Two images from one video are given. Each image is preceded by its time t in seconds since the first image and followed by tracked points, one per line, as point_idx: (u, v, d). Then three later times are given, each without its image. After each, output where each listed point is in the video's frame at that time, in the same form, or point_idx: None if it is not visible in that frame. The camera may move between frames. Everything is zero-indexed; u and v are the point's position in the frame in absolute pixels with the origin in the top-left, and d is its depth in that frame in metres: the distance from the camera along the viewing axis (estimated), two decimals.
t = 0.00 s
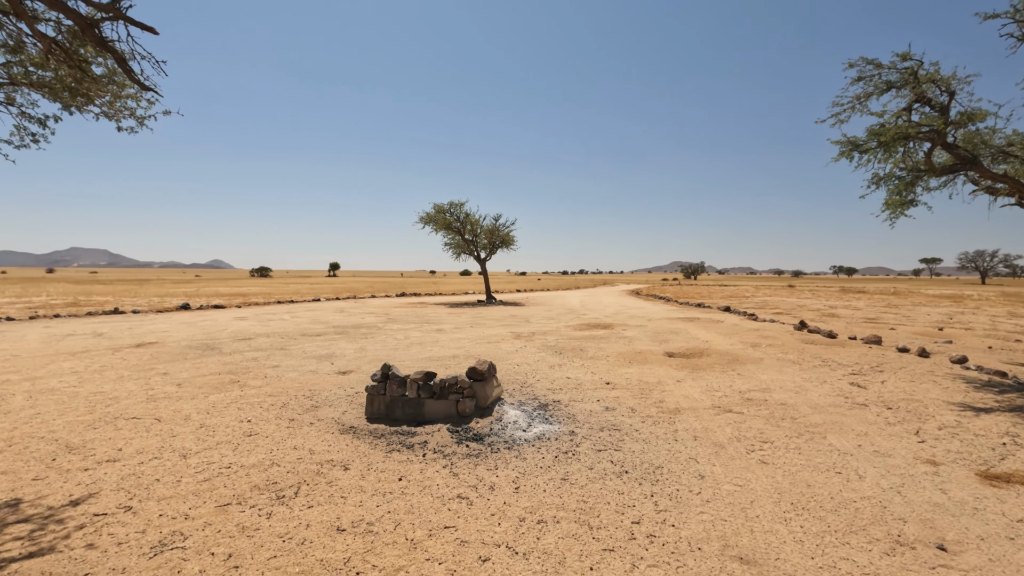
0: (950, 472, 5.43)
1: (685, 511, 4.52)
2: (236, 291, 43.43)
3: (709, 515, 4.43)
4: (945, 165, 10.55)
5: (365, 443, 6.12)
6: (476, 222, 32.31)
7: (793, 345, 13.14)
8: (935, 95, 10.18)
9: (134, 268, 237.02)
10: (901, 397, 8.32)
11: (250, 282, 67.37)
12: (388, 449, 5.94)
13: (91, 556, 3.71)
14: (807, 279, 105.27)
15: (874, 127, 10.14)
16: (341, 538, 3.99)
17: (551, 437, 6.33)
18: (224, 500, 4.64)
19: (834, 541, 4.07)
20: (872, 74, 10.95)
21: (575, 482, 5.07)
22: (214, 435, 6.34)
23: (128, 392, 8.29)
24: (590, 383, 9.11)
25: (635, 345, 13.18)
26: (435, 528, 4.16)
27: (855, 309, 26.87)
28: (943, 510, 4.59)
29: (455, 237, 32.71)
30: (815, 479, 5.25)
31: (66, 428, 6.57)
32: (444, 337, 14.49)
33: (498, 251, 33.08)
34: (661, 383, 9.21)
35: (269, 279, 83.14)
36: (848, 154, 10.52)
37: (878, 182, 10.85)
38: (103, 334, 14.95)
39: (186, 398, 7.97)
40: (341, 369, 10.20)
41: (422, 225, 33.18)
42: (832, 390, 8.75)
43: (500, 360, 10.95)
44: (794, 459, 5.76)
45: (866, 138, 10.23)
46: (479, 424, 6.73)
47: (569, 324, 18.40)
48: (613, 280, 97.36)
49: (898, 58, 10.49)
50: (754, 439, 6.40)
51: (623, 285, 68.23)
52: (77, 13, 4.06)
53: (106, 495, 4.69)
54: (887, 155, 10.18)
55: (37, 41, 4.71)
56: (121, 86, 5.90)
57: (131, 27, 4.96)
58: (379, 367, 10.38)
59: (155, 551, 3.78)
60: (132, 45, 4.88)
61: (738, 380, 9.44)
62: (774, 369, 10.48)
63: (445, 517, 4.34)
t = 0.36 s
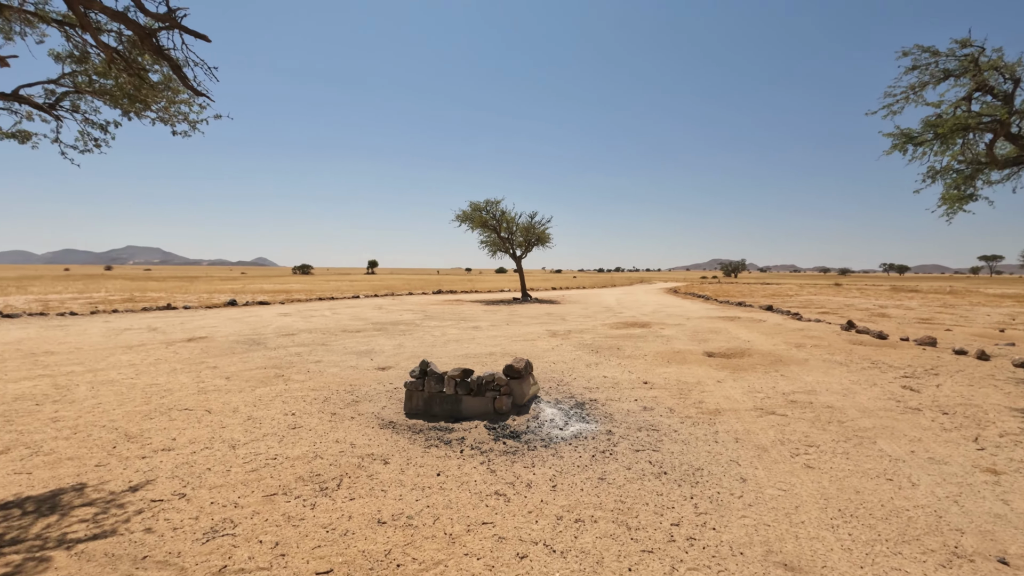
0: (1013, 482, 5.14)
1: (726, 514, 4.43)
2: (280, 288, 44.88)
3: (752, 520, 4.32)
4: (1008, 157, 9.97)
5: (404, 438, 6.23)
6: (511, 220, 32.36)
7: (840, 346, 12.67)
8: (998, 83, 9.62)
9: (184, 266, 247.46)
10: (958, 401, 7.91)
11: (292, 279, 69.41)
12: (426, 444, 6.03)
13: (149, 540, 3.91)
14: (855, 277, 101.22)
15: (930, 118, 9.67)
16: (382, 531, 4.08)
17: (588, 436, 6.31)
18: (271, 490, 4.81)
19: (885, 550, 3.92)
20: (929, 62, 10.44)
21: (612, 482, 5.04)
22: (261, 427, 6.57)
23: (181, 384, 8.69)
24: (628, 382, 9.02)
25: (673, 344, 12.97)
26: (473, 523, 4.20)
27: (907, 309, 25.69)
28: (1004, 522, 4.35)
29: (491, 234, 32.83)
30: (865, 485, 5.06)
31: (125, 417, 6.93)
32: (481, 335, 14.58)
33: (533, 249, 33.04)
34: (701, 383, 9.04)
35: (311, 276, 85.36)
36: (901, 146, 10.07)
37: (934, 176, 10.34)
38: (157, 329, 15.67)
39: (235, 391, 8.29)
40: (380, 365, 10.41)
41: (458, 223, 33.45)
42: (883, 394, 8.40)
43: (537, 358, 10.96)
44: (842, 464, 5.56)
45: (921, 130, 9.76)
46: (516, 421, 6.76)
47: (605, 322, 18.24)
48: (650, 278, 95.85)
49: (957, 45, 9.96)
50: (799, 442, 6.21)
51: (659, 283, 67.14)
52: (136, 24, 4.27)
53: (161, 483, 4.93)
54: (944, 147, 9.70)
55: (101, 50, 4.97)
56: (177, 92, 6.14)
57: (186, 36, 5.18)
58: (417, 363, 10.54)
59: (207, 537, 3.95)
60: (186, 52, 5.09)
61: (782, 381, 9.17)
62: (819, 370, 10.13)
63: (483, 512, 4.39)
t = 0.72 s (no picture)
0: None
1: (775, 519, 4.31)
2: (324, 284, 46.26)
3: (802, 525, 4.19)
4: None
5: (446, 433, 6.33)
6: (551, 218, 32.30)
7: (896, 347, 12.09)
8: None
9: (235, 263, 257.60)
10: None
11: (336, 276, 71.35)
12: (468, 439, 6.10)
13: (208, 523, 4.11)
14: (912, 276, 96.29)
15: (998, 107, 9.12)
16: (427, 523, 4.16)
17: (629, 435, 6.25)
18: (320, 480, 4.97)
19: (947, 562, 3.73)
20: (997, 48, 9.85)
21: (655, 482, 4.97)
22: (309, 419, 6.80)
23: (234, 376, 9.08)
24: (670, 382, 8.88)
25: (717, 344, 12.67)
26: (516, 518, 4.23)
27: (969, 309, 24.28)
28: None
29: (530, 232, 32.83)
30: (924, 493, 4.83)
31: (184, 407, 7.30)
32: (520, 332, 14.61)
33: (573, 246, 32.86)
34: (746, 383, 8.81)
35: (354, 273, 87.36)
36: (966, 137, 9.54)
37: (1002, 167, 9.75)
38: (212, 324, 16.41)
39: (284, 384, 8.60)
40: (422, 361, 10.58)
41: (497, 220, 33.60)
42: (943, 398, 7.98)
43: (577, 356, 10.91)
44: (899, 470, 5.33)
45: (988, 119, 9.23)
46: (557, 419, 6.75)
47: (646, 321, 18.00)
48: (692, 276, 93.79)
49: None
50: (852, 447, 5.98)
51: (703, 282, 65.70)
52: (197, 32, 4.47)
53: (219, 470, 5.18)
54: (1013, 138, 9.13)
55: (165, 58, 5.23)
56: (232, 96, 6.39)
57: (243, 41, 5.39)
58: (458, 359, 10.67)
59: (262, 523, 4.13)
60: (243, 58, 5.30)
61: (832, 384, 8.83)
62: (873, 372, 9.71)
63: (525, 508, 4.41)
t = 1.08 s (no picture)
0: None
1: (832, 526, 4.15)
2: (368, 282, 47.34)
3: (861, 533, 4.03)
4: None
5: (491, 429, 6.38)
6: (591, 215, 32.05)
7: (961, 350, 11.44)
8: None
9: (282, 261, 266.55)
10: None
11: (378, 273, 72.87)
12: (512, 436, 6.14)
13: (266, 511, 4.28)
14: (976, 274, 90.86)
15: None
16: (474, 518, 4.21)
17: (676, 436, 6.15)
18: (370, 472, 5.10)
19: None
20: None
21: (704, 484, 4.88)
22: (358, 413, 6.98)
23: (286, 370, 9.41)
24: (717, 382, 8.68)
25: (765, 344, 12.29)
26: (562, 516, 4.23)
27: None
28: None
29: (570, 230, 32.65)
30: (995, 504, 4.56)
31: (240, 399, 7.62)
32: (562, 330, 14.57)
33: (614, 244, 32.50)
34: (798, 385, 8.52)
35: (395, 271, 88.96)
36: None
37: None
38: (263, 319, 17.05)
39: (333, 378, 8.86)
40: (464, 358, 10.70)
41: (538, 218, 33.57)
42: (1016, 404, 7.49)
43: (619, 354, 10.80)
44: (967, 480, 5.05)
45: None
46: (601, 418, 6.71)
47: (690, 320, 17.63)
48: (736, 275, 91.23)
49: None
50: (915, 453, 5.70)
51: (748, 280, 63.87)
52: (257, 38, 4.66)
53: (274, 460, 5.38)
54: None
55: (227, 65, 5.47)
56: (287, 99, 6.62)
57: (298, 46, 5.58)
58: (500, 356, 10.73)
59: (316, 512, 4.27)
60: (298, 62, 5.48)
61: (891, 387, 8.44)
62: (936, 376, 9.21)
63: (571, 506, 4.41)
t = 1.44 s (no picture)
0: None
1: (899, 535, 3.96)
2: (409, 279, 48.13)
3: (931, 545, 3.82)
4: None
5: (536, 426, 6.38)
6: (632, 212, 31.62)
7: None
8: None
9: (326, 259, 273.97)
10: None
11: (418, 271, 73.97)
12: (558, 434, 6.11)
13: (321, 501, 4.41)
14: None
15: None
16: (524, 514, 4.21)
17: (727, 437, 5.99)
18: (419, 466, 5.18)
19: None
20: None
21: (758, 487, 4.74)
22: (405, 407, 7.10)
23: (334, 365, 9.67)
24: (768, 383, 8.41)
25: (818, 345, 11.84)
26: (612, 516, 4.19)
27: None
28: None
29: (610, 227, 32.27)
30: None
31: (293, 391, 7.87)
32: (604, 328, 14.44)
33: (656, 241, 31.96)
34: (855, 388, 8.16)
35: (435, 268, 90.08)
36: None
37: None
38: (311, 315, 17.57)
39: (380, 373, 9.04)
40: (507, 355, 10.74)
41: (578, 216, 33.35)
42: None
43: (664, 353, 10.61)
44: None
45: None
46: (649, 417, 6.60)
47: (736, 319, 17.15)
48: (783, 273, 88.24)
49: None
50: (987, 462, 5.37)
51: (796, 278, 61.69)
52: (313, 40, 4.78)
53: (327, 451, 5.53)
54: None
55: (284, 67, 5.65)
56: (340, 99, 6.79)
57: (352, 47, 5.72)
58: (542, 354, 10.72)
59: (368, 504, 4.36)
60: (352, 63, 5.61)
61: (958, 391, 7.98)
62: (1008, 380, 8.65)
63: (621, 506, 4.35)
